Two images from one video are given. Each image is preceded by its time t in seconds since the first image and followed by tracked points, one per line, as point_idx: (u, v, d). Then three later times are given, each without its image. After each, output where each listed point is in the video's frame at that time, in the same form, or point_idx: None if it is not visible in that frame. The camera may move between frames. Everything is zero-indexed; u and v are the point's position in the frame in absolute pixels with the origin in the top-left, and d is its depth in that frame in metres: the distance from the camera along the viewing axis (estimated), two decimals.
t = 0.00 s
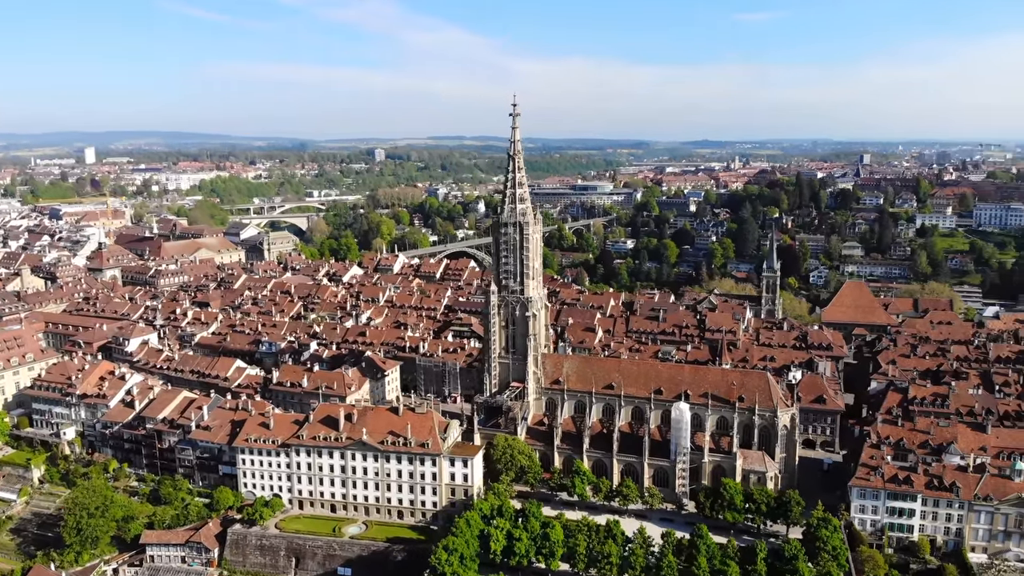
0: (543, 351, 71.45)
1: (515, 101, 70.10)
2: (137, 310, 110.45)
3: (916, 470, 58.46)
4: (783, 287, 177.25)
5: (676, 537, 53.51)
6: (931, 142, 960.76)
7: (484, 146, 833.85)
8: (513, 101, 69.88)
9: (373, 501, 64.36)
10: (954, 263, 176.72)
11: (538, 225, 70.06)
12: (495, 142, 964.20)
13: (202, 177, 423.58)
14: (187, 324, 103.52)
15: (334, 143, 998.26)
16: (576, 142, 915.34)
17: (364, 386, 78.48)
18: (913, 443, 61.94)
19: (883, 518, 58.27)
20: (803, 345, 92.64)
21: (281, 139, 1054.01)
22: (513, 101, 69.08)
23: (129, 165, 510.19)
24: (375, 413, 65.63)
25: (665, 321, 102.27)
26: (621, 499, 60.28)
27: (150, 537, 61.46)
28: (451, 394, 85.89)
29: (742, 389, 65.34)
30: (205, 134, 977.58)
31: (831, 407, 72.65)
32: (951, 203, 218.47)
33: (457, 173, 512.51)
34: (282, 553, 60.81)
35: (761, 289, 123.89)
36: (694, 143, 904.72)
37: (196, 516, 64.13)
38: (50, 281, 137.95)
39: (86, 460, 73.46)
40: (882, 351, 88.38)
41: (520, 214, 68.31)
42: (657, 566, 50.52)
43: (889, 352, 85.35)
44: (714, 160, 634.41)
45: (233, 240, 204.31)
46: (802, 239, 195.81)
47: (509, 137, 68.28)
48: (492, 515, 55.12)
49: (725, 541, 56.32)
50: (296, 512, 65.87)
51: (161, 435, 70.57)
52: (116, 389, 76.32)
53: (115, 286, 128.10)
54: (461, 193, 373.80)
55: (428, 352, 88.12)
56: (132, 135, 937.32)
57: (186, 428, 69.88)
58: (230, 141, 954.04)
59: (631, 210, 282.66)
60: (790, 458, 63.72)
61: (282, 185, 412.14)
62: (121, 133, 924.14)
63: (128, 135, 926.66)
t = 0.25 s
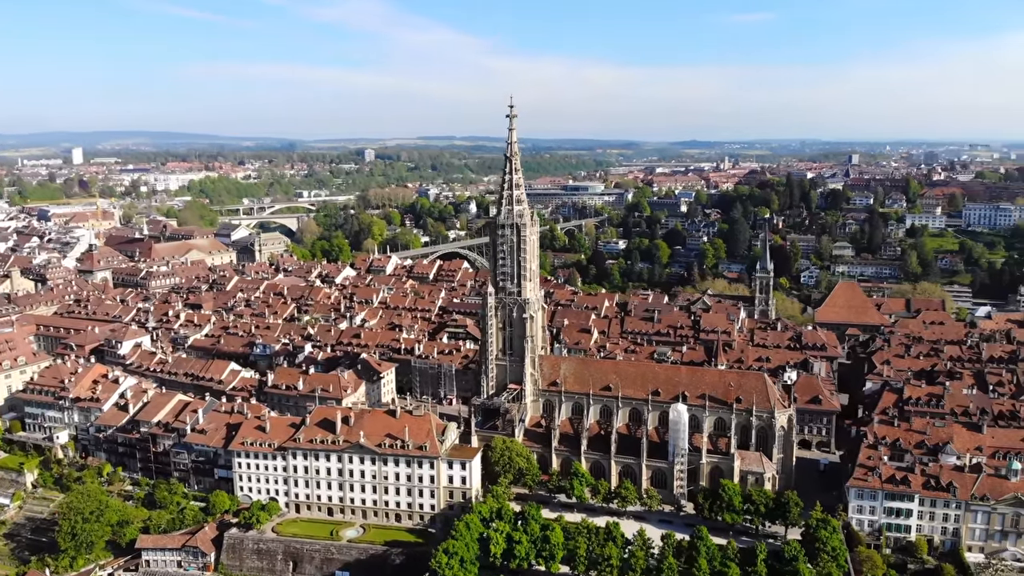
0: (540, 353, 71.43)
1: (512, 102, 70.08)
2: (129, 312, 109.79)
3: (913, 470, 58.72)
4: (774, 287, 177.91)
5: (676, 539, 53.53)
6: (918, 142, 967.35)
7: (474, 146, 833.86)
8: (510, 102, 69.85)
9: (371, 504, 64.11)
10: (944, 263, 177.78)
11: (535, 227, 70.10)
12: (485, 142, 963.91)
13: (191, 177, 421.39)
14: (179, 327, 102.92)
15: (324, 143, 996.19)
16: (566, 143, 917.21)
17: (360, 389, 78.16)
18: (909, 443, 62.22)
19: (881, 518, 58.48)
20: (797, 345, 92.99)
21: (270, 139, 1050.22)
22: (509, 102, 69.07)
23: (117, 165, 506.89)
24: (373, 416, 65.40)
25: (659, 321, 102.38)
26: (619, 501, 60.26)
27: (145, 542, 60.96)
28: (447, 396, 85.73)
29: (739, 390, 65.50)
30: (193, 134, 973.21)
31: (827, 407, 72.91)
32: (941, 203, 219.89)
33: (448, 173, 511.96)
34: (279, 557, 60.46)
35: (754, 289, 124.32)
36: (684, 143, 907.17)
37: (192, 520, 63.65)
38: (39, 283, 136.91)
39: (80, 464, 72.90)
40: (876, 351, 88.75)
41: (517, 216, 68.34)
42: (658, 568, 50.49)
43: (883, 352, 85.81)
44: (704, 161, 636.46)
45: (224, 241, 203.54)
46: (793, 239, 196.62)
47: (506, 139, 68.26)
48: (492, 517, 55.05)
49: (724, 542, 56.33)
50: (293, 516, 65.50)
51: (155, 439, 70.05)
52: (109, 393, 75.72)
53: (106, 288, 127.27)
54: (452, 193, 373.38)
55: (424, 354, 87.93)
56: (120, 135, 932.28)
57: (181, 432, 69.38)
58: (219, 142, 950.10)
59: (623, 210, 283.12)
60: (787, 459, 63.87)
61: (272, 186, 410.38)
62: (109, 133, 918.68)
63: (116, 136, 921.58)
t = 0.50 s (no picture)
0: (537, 355, 71.36)
1: (508, 103, 69.88)
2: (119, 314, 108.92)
3: (910, 471, 59.01)
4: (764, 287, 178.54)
5: (675, 541, 53.54)
6: (904, 142, 974.36)
7: (462, 146, 832.92)
8: (507, 103, 69.66)
9: (368, 507, 63.83)
10: (933, 263, 179.00)
11: (531, 229, 69.97)
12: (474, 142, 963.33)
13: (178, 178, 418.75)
14: (171, 329, 102.21)
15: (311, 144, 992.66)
16: (554, 143, 917.90)
17: (355, 392, 77.84)
18: (905, 443, 62.52)
19: (878, 519, 58.74)
20: (791, 346, 93.31)
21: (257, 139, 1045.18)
22: (506, 103, 68.87)
23: (103, 166, 502.91)
24: (370, 419, 65.14)
25: (653, 322, 102.47)
26: (618, 503, 60.24)
27: (140, 547, 60.42)
28: (442, 399, 85.55)
29: (737, 391, 65.61)
30: (179, 134, 967.48)
31: (822, 408, 73.17)
32: (929, 203, 221.39)
33: (437, 173, 511.27)
34: (276, 562, 60.08)
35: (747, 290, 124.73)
36: (671, 143, 909.67)
37: (187, 525, 63.13)
38: (28, 285, 135.72)
39: (72, 469, 72.24)
40: (869, 351, 89.14)
41: (513, 218, 68.19)
42: (658, 570, 50.49)
43: (877, 352, 86.27)
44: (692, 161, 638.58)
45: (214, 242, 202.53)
46: (783, 239, 197.46)
47: (503, 140, 68.06)
48: (491, 521, 54.89)
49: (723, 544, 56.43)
50: (289, 520, 65.13)
51: (149, 443, 69.46)
52: (102, 397, 75.07)
53: (96, 290, 126.22)
54: (441, 194, 372.94)
55: (419, 356, 87.69)
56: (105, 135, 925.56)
57: (175, 436, 68.85)
58: (205, 142, 944.87)
59: (613, 211, 283.52)
60: (784, 459, 64.08)
61: (260, 186, 408.39)
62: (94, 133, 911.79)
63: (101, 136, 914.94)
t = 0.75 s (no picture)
0: (534, 357, 71.30)
1: (505, 104, 69.68)
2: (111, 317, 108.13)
3: (907, 471, 59.28)
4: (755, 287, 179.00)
5: (675, 542, 53.56)
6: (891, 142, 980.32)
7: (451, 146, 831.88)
8: (503, 104, 69.48)
9: (366, 510, 63.58)
10: (923, 263, 179.95)
11: (528, 230, 69.82)
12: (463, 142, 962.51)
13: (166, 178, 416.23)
14: (164, 331, 101.56)
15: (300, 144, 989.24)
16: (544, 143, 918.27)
17: (351, 394, 77.57)
18: (901, 443, 62.79)
19: (875, 519, 58.97)
20: (785, 346, 93.60)
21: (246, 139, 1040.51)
22: (502, 104, 68.67)
23: (90, 166, 499.22)
24: (366, 422, 64.81)
25: (648, 323, 102.58)
26: (616, 504, 60.21)
27: (136, 552, 59.91)
28: (438, 400, 85.41)
29: (734, 392, 65.71)
30: (167, 134, 962.27)
31: (818, 408, 73.42)
32: (919, 203, 222.59)
33: (426, 173, 510.48)
34: (273, 566, 59.72)
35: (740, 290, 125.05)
36: (660, 143, 911.50)
37: (183, 529, 62.66)
38: (17, 288, 134.59)
39: (66, 473, 71.62)
40: (864, 352, 89.51)
41: (510, 219, 68.03)
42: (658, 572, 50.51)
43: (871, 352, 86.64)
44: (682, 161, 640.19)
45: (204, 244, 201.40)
46: (774, 240, 198.09)
47: (499, 142, 67.89)
48: (490, 524, 54.74)
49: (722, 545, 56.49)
50: (286, 523, 64.79)
51: (144, 447, 68.89)
52: (95, 400, 74.40)
53: (86, 292, 125.25)
54: (432, 194, 372.55)
55: (414, 358, 87.49)
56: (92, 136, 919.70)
57: (170, 439, 68.31)
58: (193, 142, 939.95)
59: (604, 211, 283.70)
60: (781, 460, 64.23)
61: (249, 187, 406.38)
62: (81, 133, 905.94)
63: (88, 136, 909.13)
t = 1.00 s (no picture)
0: (530, 359, 71.24)
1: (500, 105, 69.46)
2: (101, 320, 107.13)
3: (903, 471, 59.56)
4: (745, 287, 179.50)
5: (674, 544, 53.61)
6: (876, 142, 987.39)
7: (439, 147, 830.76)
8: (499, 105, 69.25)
9: (362, 514, 63.26)
10: (911, 263, 181.06)
11: (524, 232, 69.66)
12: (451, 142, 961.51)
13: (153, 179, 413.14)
14: (155, 334, 100.78)
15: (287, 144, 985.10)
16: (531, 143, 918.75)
17: (346, 397, 77.23)
18: (896, 443, 63.09)
19: (872, 519, 59.21)
20: (778, 346, 93.92)
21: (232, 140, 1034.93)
22: (498, 105, 68.45)
23: (75, 167, 494.82)
24: (363, 425, 64.50)
25: (642, 324, 102.68)
26: (615, 507, 60.16)
27: (131, 557, 59.30)
28: (433, 402, 85.19)
29: (730, 393, 65.81)
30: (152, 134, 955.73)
31: (813, 409, 73.70)
32: (906, 203, 224.09)
33: (415, 174, 509.46)
34: (270, 571, 59.25)
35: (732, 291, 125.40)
36: (648, 143, 914.08)
37: (178, 534, 62.10)
38: (5, 290, 133.14)
39: (58, 478, 70.89)
40: (856, 352, 89.95)
41: (506, 221, 67.84)
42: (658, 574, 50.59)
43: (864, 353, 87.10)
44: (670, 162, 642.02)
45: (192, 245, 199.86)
46: (763, 240, 198.77)
47: (495, 143, 67.68)
48: (490, 527, 54.63)
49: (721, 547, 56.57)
50: (282, 528, 64.35)
51: (137, 451, 68.18)
52: (87, 404, 73.68)
53: (75, 294, 124.11)
54: (421, 195, 371.62)
55: (408, 360, 87.23)
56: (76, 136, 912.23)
57: (164, 444, 67.54)
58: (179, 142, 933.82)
59: (594, 211, 283.87)
60: (777, 461, 64.39)
61: (236, 187, 403.93)
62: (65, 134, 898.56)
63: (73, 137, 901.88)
